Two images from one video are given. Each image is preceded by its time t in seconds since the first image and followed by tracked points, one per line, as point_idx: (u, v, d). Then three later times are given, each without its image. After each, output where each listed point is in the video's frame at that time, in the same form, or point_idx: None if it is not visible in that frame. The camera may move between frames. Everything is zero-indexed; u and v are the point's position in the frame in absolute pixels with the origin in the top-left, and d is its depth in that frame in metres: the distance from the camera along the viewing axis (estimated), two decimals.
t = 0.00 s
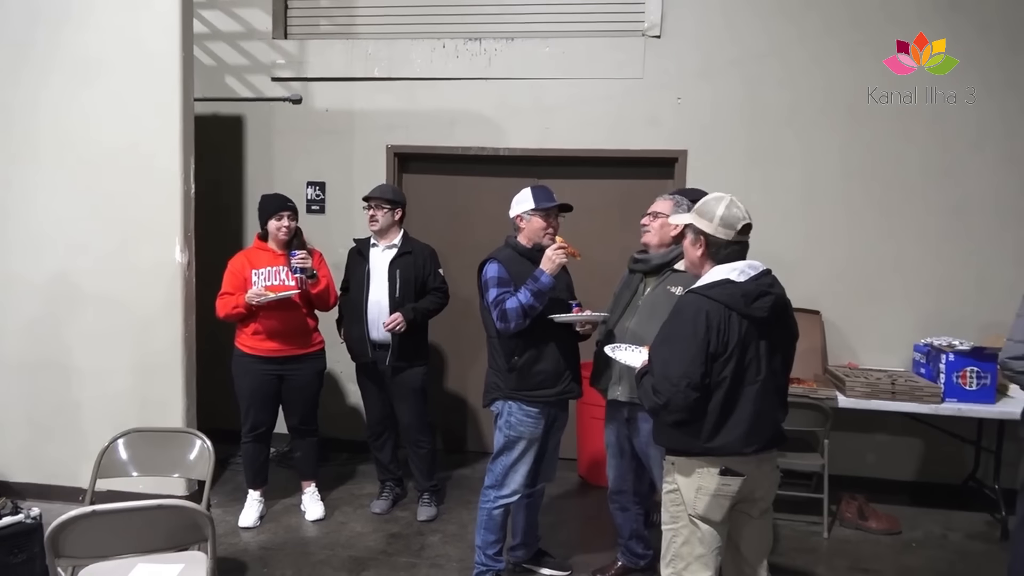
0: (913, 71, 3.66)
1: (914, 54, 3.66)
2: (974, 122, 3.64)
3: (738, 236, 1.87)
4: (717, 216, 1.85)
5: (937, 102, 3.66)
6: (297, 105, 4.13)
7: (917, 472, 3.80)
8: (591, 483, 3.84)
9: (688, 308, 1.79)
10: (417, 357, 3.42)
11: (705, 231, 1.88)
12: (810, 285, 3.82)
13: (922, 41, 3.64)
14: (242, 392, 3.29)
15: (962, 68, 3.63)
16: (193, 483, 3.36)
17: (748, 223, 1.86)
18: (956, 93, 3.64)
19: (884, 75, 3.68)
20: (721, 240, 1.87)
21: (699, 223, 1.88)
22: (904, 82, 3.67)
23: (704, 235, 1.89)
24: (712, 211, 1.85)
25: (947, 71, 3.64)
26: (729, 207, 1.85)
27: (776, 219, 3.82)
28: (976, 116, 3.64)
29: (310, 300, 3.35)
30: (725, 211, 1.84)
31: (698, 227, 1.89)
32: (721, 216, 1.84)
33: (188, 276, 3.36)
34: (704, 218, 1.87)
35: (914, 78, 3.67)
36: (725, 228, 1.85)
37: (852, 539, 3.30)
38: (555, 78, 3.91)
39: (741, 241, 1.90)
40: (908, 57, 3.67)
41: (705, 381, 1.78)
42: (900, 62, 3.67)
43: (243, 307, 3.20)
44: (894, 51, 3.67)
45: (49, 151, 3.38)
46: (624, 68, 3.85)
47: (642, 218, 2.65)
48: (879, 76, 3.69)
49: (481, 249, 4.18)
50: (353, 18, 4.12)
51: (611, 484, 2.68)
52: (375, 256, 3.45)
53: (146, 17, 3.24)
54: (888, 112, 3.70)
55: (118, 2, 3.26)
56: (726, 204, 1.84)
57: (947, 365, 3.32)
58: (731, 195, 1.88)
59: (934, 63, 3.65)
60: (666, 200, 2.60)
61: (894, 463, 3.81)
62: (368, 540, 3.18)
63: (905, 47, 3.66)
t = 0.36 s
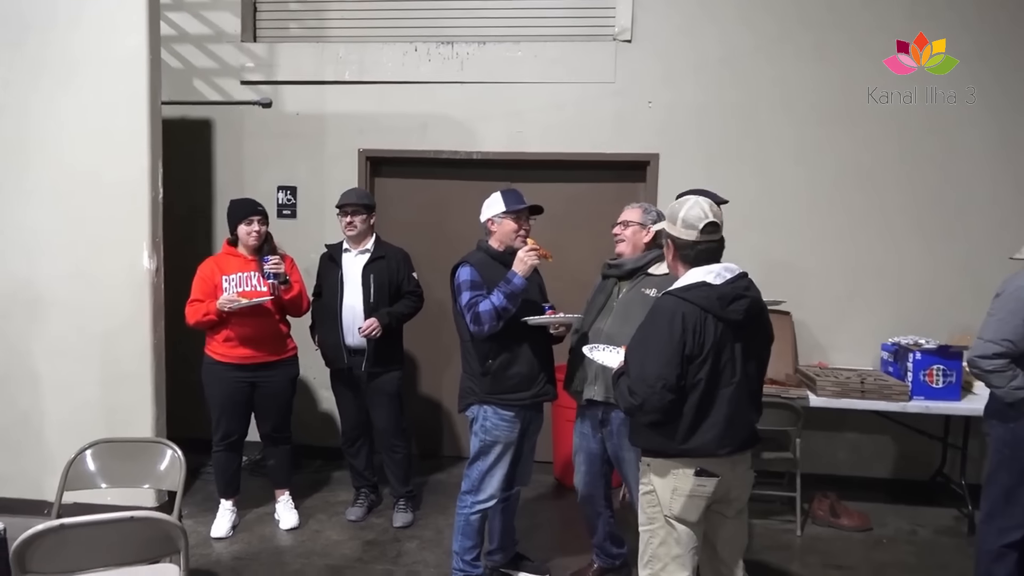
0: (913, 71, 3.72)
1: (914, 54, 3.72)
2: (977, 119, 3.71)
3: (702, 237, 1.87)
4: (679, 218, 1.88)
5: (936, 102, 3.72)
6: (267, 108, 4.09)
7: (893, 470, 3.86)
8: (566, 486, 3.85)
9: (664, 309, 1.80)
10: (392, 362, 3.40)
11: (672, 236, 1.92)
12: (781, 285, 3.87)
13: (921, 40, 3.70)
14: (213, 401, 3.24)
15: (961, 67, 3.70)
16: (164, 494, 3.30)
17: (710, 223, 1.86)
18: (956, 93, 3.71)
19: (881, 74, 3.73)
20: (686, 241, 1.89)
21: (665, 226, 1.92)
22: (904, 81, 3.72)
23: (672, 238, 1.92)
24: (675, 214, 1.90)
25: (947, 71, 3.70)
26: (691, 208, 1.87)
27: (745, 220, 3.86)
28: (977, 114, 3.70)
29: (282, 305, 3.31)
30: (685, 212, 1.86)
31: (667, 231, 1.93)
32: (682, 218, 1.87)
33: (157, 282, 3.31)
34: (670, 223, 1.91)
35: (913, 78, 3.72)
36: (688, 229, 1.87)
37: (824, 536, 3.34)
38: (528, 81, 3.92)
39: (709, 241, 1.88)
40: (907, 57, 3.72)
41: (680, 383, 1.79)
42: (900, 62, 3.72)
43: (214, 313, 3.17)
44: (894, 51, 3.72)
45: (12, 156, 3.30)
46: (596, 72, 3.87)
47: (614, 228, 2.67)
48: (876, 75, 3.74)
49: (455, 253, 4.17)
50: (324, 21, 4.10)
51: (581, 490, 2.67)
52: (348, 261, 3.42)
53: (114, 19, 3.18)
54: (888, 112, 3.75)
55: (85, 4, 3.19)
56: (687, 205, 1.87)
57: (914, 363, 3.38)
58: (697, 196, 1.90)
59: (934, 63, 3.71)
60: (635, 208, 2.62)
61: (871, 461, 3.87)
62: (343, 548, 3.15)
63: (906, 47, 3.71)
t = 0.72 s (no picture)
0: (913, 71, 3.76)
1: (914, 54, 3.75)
2: (978, 119, 3.75)
3: (689, 232, 1.87)
4: (663, 217, 1.89)
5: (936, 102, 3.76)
6: (241, 112, 4.03)
7: (881, 463, 3.90)
8: (550, 487, 3.84)
9: (649, 310, 1.80)
10: (374, 367, 3.37)
11: (657, 235, 1.92)
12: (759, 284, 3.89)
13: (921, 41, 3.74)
14: (191, 410, 3.18)
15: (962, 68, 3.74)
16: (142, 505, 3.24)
17: (694, 217, 1.87)
18: (956, 93, 3.75)
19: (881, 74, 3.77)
20: (672, 238, 1.89)
21: (650, 226, 1.93)
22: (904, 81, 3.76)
23: (657, 238, 1.92)
24: (658, 212, 1.90)
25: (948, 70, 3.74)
26: (674, 206, 1.88)
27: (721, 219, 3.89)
28: (977, 114, 3.75)
29: (260, 312, 3.26)
30: (669, 210, 1.87)
31: (651, 230, 1.93)
32: (666, 216, 1.88)
33: (132, 290, 3.25)
34: (654, 222, 1.91)
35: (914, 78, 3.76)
36: (673, 226, 1.87)
37: (807, 531, 3.37)
38: (505, 83, 3.91)
39: (694, 238, 1.88)
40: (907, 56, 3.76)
41: (666, 383, 1.79)
42: (900, 62, 3.75)
43: (190, 321, 3.11)
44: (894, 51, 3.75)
45: None
46: (573, 73, 3.88)
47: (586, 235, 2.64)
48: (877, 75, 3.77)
49: (435, 255, 4.15)
50: (298, 24, 4.05)
51: (563, 493, 2.66)
52: (327, 265, 3.38)
53: (86, 22, 3.12)
54: (889, 112, 3.78)
55: (67, 7, 3.12)
56: (670, 203, 1.88)
57: (892, 358, 3.42)
58: (679, 196, 1.92)
59: (934, 63, 3.75)
60: (603, 211, 2.59)
61: (859, 456, 3.91)
62: (326, 556, 3.11)
63: (906, 47, 3.75)
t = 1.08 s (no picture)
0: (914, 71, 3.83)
1: (914, 54, 3.83)
2: (977, 118, 3.84)
3: (660, 228, 1.89)
4: (632, 217, 1.89)
5: (937, 102, 3.84)
6: (201, 109, 3.94)
7: (851, 458, 3.98)
8: (520, 487, 3.83)
9: (624, 310, 1.80)
10: (341, 368, 3.32)
11: (626, 236, 1.91)
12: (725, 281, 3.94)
13: (922, 40, 3.82)
14: (152, 416, 3.10)
15: (962, 67, 3.82)
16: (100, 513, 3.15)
17: (662, 212, 1.90)
18: (956, 93, 3.83)
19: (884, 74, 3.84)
20: (645, 237, 1.89)
21: (618, 229, 1.92)
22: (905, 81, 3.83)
23: (629, 240, 1.91)
24: (626, 213, 1.89)
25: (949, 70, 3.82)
26: (640, 205, 1.89)
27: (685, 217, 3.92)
28: (977, 113, 3.84)
29: (223, 313, 3.19)
30: (637, 209, 1.87)
31: (620, 233, 1.92)
32: (635, 215, 1.88)
33: (89, 292, 3.16)
34: (622, 224, 1.91)
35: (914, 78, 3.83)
36: (644, 225, 1.88)
37: (773, 525, 3.42)
38: (471, 82, 3.89)
39: (664, 234, 1.91)
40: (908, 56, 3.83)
41: (642, 383, 1.79)
42: (900, 62, 3.83)
43: (151, 323, 3.03)
44: (895, 51, 3.82)
45: None
46: (540, 72, 3.87)
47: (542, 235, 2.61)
48: (880, 76, 3.84)
49: (401, 255, 4.11)
50: (259, 20, 3.97)
51: (537, 491, 2.66)
52: (291, 266, 3.32)
53: (42, 16, 3.01)
54: (888, 111, 3.85)
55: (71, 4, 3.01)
56: (636, 203, 1.89)
57: (855, 353, 3.49)
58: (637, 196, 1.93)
59: (934, 63, 3.83)
60: (556, 210, 2.56)
61: (829, 451, 3.98)
62: (294, 561, 3.06)
63: (906, 47, 3.82)
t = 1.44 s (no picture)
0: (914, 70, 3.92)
1: (914, 54, 3.92)
2: (976, 118, 3.95)
3: (627, 244, 1.89)
4: (605, 226, 1.86)
5: (937, 101, 3.94)
6: (157, 104, 3.84)
7: (815, 454, 4.06)
8: (485, 488, 3.82)
9: (594, 310, 1.80)
10: (302, 369, 3.26)
11: (595, 242, 1.90)
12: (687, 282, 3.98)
13: (922, 41, 3.90)
14: (105, 419, 3.01)
15: (961, 67, 3.92)
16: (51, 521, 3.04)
17: (636, 227, 1.88)
18: (955, 92, 3.94)
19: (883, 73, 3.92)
20: (612, 249, 1.89)
21: (589, 235, 1.90)
22: (905, 81, 3.92)
23: (596, 246, 1.91)
24: (599, 220, 1.87)
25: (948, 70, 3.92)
26: (615, 214, 1.87)
27: (648, 217, 3.95)
28: (976, 113, 3.95)
29: (181, 314, 3.11)
30: (610, 221, 1.85)
31: (589, 238, 1.92)
32: (608, 226, 1.86)
33: (38, 292, 3.05)
34: (592, 229, 1.89)
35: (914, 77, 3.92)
36: (614, 237, 1.87)
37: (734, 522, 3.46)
38: (435, 79, 3.86)
39: (634, 246, 1.91)
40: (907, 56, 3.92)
41: (613, 383, 1.79)
42: (901, 62, 3.92)
43: (105, 324, 2.94)
44: (895, 51, 3.91)
45: None
46: (505, 71, 3.86)
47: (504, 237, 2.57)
48: (881, 76, 3.92)
49: (364, 255, 4.06)
50: (218, 13, 3.87)
51: (506, 489, 2.65)
52: (252, 264, 3.25)
53: None
54: (889, 111, 3.94)
55: None
56: (610, 213, 1.86)
57: (814, 352, 3.55)
58: (615, 202, 1.90)
59: (934, 63, 3.92)
60: (520, 213, 2.52)
61: (794, 448, 4.05)
62: (255, 566, 3.00)
63: (906, 47, 3.91)
